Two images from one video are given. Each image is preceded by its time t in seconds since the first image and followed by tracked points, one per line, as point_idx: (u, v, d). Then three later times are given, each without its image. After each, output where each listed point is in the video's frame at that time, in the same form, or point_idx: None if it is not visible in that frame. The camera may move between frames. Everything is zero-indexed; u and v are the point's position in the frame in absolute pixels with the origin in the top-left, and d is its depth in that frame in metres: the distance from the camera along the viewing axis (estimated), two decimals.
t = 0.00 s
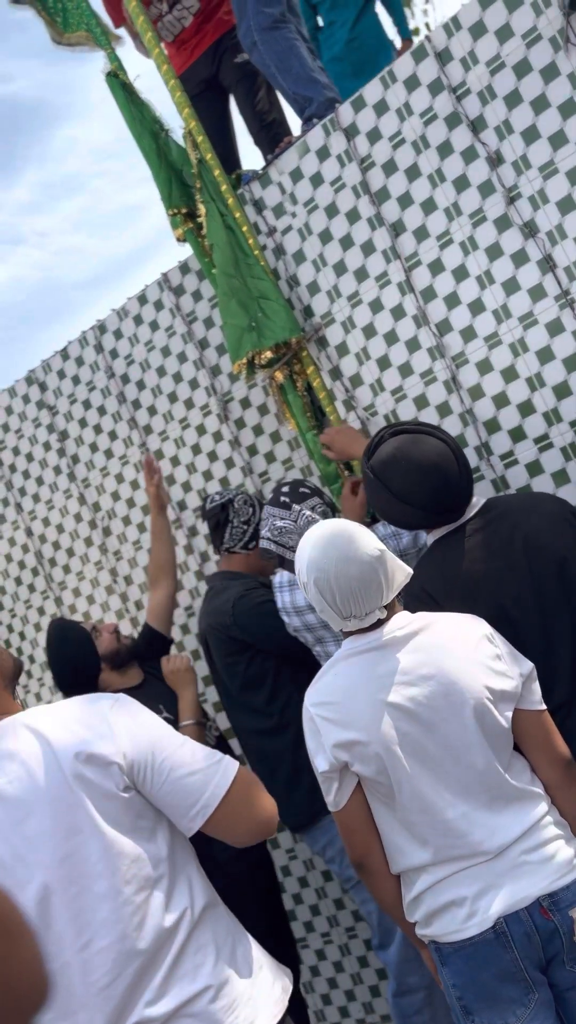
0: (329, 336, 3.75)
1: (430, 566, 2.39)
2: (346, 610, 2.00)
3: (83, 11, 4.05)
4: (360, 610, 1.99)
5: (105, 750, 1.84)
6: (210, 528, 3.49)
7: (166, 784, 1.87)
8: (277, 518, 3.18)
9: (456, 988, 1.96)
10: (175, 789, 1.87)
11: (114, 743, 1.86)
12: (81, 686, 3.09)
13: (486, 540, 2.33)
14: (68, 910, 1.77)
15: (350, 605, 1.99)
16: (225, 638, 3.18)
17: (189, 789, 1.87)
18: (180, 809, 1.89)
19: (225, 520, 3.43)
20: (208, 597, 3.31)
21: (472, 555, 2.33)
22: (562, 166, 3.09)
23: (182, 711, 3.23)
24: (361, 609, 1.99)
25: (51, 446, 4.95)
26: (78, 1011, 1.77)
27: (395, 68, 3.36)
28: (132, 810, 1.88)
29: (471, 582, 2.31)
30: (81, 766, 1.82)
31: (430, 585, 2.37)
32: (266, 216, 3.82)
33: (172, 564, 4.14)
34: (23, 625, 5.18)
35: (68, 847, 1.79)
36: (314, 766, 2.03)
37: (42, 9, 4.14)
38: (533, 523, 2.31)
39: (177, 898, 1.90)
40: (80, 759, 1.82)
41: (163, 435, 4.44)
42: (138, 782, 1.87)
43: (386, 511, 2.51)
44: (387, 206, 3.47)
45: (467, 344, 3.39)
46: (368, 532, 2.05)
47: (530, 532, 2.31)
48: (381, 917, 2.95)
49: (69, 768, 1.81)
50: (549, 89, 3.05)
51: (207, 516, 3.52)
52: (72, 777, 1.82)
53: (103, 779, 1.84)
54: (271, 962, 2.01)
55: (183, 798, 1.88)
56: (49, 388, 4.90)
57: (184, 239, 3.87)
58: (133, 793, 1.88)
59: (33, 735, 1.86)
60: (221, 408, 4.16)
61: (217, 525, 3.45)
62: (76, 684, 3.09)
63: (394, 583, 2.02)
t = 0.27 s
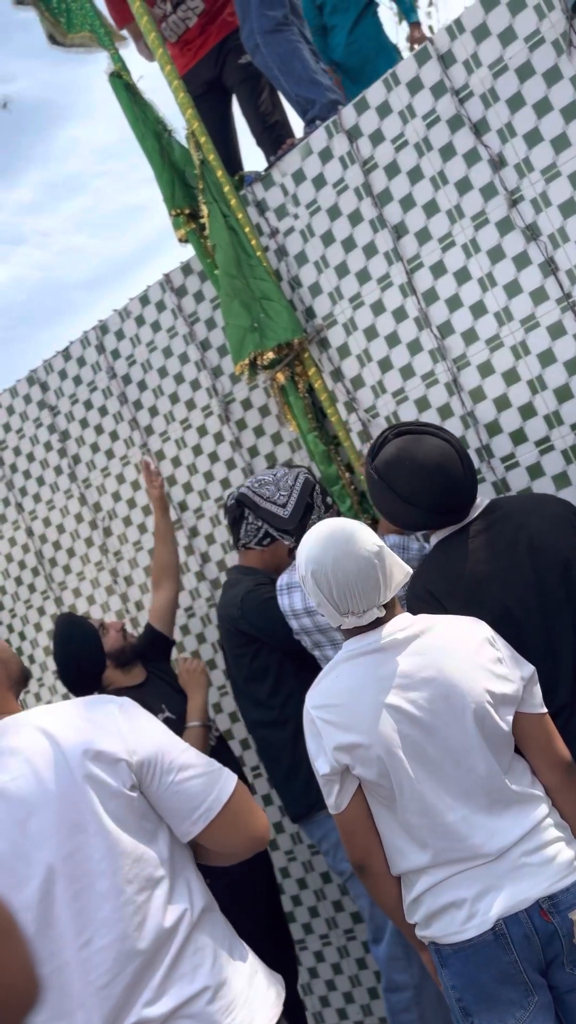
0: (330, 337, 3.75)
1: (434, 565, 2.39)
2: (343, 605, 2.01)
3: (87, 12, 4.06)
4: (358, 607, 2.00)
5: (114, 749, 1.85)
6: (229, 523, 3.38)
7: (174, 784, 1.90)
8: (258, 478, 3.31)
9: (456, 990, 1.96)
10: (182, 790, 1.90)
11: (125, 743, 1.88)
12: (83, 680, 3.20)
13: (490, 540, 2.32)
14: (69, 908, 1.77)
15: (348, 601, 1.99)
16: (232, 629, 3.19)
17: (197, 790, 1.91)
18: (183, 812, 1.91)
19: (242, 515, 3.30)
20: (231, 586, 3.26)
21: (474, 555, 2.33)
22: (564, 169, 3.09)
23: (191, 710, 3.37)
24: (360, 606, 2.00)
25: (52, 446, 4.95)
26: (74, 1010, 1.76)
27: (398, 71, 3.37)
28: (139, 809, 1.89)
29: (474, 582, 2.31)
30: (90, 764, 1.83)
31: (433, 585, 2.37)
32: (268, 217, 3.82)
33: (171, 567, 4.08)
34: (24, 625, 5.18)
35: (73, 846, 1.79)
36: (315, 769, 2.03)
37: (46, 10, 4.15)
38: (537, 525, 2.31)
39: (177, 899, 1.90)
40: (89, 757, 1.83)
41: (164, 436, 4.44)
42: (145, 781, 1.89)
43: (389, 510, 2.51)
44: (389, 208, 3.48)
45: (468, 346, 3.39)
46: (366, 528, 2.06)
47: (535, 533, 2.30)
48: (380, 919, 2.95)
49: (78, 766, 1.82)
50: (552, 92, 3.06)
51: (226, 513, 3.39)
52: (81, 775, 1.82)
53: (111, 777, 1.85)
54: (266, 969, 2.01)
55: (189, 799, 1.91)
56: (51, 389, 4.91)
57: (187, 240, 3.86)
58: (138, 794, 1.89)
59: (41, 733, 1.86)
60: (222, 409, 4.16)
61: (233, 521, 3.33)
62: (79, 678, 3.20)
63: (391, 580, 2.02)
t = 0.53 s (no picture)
0: (330, 339, 3.76)
1: (434, 565, 2.40)
2: (338, 594, 2.02)
3: (89, 13, 4.07)
4: (353, 596, 2.00)
5: (120, 748, 1.87)
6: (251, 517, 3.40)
7: (178, 786, 1.90)
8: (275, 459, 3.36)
9: (452, 992, 1.97)
10: (185, 792, 1.90)
11: (130, 744, 1.89)
12: (85, 679, 3.20)
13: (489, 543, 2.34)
14: (69, 907, 1.76)
15: (343, 590, 2.01)
16: (251, 626, 3.19)
17: (200, 792, 1.92)
18: (185, 816, 1.92)
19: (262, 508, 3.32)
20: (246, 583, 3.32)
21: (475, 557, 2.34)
22: (564, 173, 3.10)
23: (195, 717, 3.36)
24: (354, 595, 2.00)
25: (52, 446, 4.95)
26: (71, 1010, 1.76)
27: (399, 74, 3.37)
28: (143, 809, 1.90)
29: (474, 583, 2.31)
30: (96, 763, 1.83)
31: (433, 585, 2.38)
32: (268, 219, 3.83)
33: (177, 570, 4.10)
34: (22, 625, 5.18)
35: (75, 844, 1.79)
36: (314, 771, 2.03)
37: (47, 10, 4.13)
38: (537, 526, 2.33)
39: (177, 900, 1.91)
40: (95, 756, 1.84)
41: (164, 437, 4.45)
42: (149, 782, 1.89)
43: (388, 509, 2.53)
44: (389, 210, 3.48)
45: (467, 349, 3.40)
46: (365, 521, 2.07)
47: (534, 534, 2.32)
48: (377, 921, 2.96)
49: (82, 764, 1.82)
50: (552, 97, 3.07)
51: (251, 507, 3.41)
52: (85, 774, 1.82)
53: (116, 776, 1.85)
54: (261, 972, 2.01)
55: (192, 801, 1.91)
56: (51, 389, 4.91)
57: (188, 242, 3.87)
58: (141, 795, 1.89)
59: (48, 731, 1.86)
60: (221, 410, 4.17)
61: (254, 517, 3.35)
62: (80, 676, 3.20)
63: (388, 572, 2.03)
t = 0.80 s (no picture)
0: (330, 341, 3.76)
1: (435, 564, 2.40)
2: (347, 589, 2.02)
3: (90, 13, 4.07)
4: (362, 590, 2.01)
5: (117, 751, 1.87)
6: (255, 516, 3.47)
7: (176, 788, 1.91)
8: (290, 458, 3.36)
9: (449, 993, 1.97)
10: (183, 794, 1.91)
11: (127, 745, 1.89)
12: (85, 681, 3.19)
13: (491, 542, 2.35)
14: (66, 909, 1.77)
15: (351, 584, 2.01)
16: (251, 624, 3.22)
17: (198, 794, 1.92)
18: (183, 817, 1.92)
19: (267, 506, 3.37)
20: (246, 584, 3.40)
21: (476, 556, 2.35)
22: (564, 177, 3.11)
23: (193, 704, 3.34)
24: (363, 589, 2.01)
25: (51, 446, 4.96)
26: (68, 1011, 1.77)
27: (399, 77, 3.38)
28: (140, 813, 1.90)
29: (476, 582, 2.32)
30: (93, 765, 1.83)
31: (435, 584, 2.38)
32: (269, 221, 3.83)
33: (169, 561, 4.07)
34: (21, 624, 5.18)
35: (73, 845, 1.79)
36: (314, 767, 2.04)
37: (49, 11, 4.14)
38: (537, 527, 2.34)
39: (175, 902, 1.91)
40: (92, 758, 1.84)
41: (163, 437, 4.45)
42: (147, 784, 1.90)
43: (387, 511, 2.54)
44: (389, 213, 3.49)
45: (466, 352, 3.41)
46: (370, 519, 2.08)
47: (534, 534, 2.34)
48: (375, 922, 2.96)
49: (80, 766, 1.83)
50: (552, 100, 3.08)
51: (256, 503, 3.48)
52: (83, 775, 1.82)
53: (114, 779, 1.86)
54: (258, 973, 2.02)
55: (190, 803, 1.92)
56: (50, 388, 4.91)
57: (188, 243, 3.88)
58: (138, 797, 1.89)
59: (45, 733, 1.87)
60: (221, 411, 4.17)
61: (258, 516, 3.41)
62: (81, 678, 3.19)
63: (397, 566, 2.04)
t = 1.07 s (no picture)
0: (327, 341, 3.77)
1: (435, 561, 2.41)
2: (350, 588, 2.03)
3: (90, 13, 4.07)
4: (366, 590, 2.01)
5: (108, 753, 1.86)
6: (227, 523, 3.51)
7: (166, 790, 1.90)
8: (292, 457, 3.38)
9: (443, 992, 1.98)
10: (174, 796, 1.90)
11: (120, 746, 1.89)
12: (80, 686, 3.03)
13: (491, 541, 2.36)
14: (57, 910, 1.78)
15: (354, 584, 2.01)
16: (242, 625, 3.24)
17: (189, 797, 1.91)
18: (174, 820, 1.92)
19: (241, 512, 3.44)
20: (226, 589, 3.40)
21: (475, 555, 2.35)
22: (562, 178, 3.12)
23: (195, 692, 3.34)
24: (365, 590, 2.01)
25: (49, 444, 4.96)
26: (61, 1011, 1.78)
27: (398, 78, 3.38)
28: (132, 815, 1.90)
29: (474, 580, 2.33)
30: (84, 767, 1.83)
31: (434, 581, 2.39)
32: (267, 221, 3.84)
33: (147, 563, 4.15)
34: (18, 623, 5.19)
35: (64, 847, 1.80)
36: (310, 762, 2.04)
37: (50, 11, 4.17)
38: (537, 527, 2.35)
39: (169, 902, 1.92)
40: (83, 760, 1.83)
41: (161, 436, 4.46)
42: (138, 785, 1.90)
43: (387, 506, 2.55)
44: (387, 214, 3.49)
45: (463, 353, 3.41)
46: (375, 519, 2.08)
47: (533, 533, 2.34)
48: (370, 921, 2.97)
49: (71, 767, 1.82)
50: (550, 103, 3.09)
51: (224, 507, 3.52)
52: (74, 776, 1.82)
53: (105, 781, 1.85)
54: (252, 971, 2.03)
55: (180, 806, 1.91)
56: (49, 387, 4.92)
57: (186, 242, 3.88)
58: (130, 799, 1.89)
59: (38, 732, 1.87)
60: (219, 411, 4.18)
61: (233, 519, 3.46)
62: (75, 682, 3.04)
63: (400, 568, 2.05)
